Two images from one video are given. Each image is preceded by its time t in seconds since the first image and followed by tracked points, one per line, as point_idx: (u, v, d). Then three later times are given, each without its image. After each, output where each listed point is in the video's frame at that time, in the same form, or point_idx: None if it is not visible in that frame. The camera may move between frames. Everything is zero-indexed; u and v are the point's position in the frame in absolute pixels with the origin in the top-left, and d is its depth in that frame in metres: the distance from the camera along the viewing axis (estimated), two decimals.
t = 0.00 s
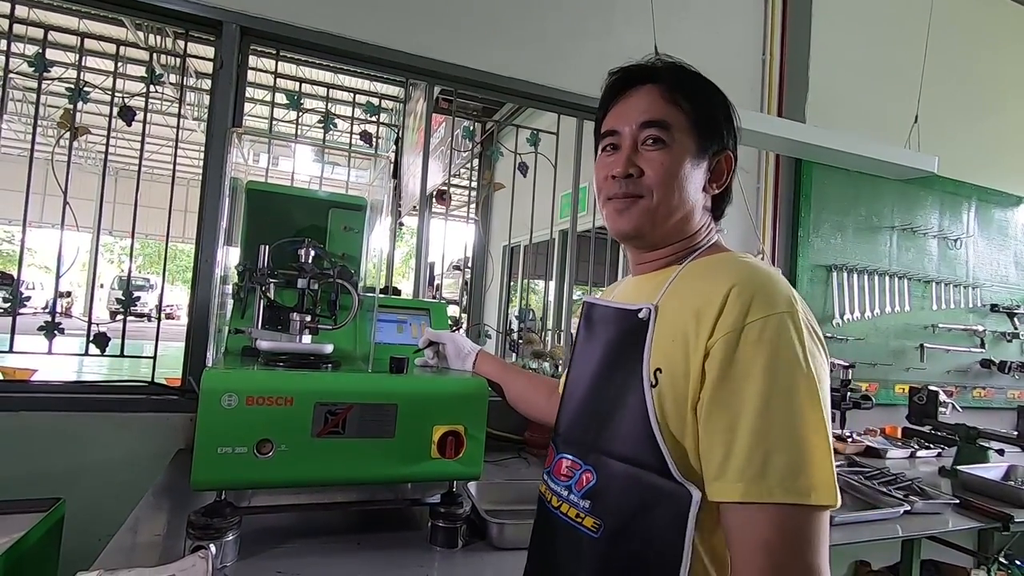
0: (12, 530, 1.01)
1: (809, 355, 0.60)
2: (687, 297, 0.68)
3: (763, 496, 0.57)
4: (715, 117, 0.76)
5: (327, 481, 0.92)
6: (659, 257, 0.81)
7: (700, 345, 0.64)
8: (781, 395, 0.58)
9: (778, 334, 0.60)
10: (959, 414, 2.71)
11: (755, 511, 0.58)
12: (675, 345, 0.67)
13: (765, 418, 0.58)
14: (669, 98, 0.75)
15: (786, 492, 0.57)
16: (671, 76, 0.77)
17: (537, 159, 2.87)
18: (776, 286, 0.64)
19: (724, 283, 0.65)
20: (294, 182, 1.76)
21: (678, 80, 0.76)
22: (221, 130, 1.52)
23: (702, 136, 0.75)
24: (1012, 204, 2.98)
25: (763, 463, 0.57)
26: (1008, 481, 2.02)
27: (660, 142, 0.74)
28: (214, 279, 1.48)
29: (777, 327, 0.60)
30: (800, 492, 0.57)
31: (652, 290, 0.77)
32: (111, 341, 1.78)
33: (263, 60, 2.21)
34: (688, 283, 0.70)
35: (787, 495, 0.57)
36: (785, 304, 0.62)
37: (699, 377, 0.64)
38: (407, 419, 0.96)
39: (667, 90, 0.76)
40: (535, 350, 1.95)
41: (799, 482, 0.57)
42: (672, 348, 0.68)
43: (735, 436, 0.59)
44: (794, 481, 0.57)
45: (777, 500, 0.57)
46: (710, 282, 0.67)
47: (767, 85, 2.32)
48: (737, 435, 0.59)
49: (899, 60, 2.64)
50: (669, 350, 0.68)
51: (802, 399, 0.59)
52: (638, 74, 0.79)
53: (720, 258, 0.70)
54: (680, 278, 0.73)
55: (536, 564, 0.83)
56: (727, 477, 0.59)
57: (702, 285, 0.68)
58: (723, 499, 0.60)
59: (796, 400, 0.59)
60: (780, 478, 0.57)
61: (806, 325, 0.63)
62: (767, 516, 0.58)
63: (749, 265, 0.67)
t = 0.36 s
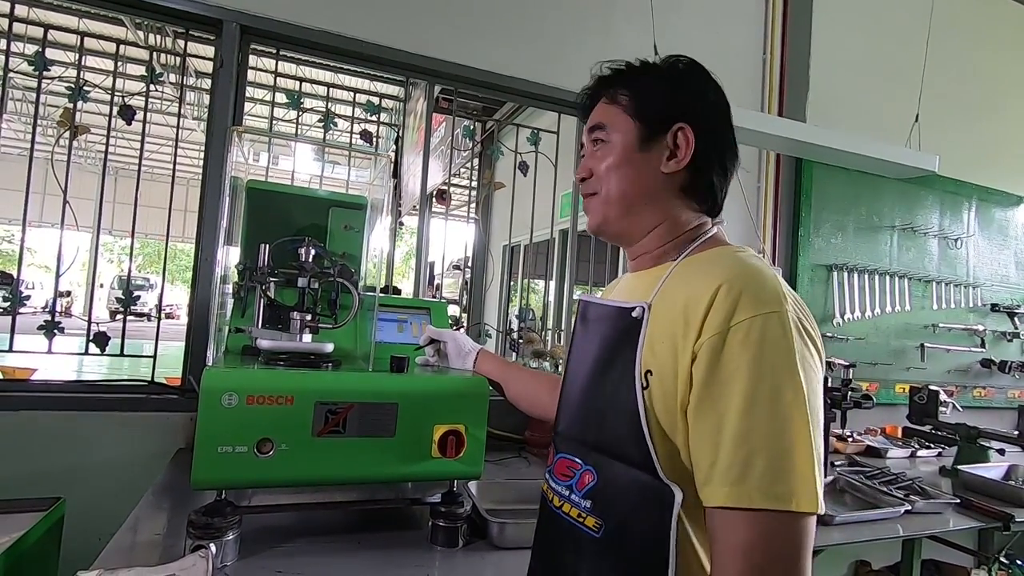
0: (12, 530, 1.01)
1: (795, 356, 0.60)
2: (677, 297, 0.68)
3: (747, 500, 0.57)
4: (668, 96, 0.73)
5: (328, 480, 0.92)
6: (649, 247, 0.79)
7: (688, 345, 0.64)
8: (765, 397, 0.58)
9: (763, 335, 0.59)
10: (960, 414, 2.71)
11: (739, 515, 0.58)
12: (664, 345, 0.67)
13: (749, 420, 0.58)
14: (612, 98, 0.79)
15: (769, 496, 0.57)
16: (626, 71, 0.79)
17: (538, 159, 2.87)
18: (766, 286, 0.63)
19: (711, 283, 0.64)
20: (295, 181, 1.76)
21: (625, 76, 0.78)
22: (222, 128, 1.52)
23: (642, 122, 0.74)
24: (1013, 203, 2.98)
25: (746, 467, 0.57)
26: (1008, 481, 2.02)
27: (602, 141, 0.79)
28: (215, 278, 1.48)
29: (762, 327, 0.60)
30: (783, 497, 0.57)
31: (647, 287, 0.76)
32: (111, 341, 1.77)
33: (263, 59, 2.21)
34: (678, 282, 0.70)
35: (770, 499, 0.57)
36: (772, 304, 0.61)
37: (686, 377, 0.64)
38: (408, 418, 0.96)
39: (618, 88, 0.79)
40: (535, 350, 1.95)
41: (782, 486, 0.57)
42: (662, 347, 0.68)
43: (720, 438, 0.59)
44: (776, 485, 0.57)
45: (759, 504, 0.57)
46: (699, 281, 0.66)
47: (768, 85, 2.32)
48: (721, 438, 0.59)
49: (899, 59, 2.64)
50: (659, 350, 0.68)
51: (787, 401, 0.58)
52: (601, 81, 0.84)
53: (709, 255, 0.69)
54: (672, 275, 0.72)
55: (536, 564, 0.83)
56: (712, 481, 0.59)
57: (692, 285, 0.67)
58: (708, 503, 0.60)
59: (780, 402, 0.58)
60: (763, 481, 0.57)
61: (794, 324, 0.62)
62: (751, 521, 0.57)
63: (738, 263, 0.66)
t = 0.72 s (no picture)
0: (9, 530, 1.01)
1: (795, 373, 0.60)
2: (678, 310, 0.68)
3: (744, 520, 0.57)
4: (673, 99, 0.73)
5: (327, 480, 0.92)
6: (655, 251, 0.79)
7: (688, 359, 0.64)
8: (764, 414, 0.58)
9: (763, 352, 0.59)
10: (957, 414, 2.71)
11: (736, 533, 0.58)
12: (665, 358, 0.67)
13: (748, 438, 0.58)
14: (622, 101, 0.80)
15: (766, 515, 0.57)
16: (637, 74, 0.79)
17: (537, 159, 2.87)
18: (767, 300, 0.63)
19: (711, 297, 0.64)
20: (293, 180, 1.75)
21: (636, 79, 0.79)
22: (221, 127, 1.52)
23: (647, 124, 0.75)
24: (1011, 204, 2.98)
25: (743, 485, 0.57)
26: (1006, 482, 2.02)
27: (609, 143, 0.80)
28: (212, 277, 1.48)
29: (762, 344, 0.59)
30: (779, 515, 0.57)
31: (651, 295, 0.76)
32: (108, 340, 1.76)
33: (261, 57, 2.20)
34: (679, 296, 0.70)
35: (765, 518, 0.57)
36: (773, 319, 0.61)
37: (686, 392, 0.64)
38: (406, 419, 0.96)
39: (629, 92, 0.79)
40: (534, 350, 1.95)
41: (778, 504, 0.57)
42: (663, 360, 0.68)
43: (717, 455, 0.59)
44: (773, 503, 0.57)
45: (755, 523, 0.57)
46: (700, 295, 0.66)
47: (767, 85, 2.32)
48: (720, 455, 0.59)
49: (898, 60, 2.65)
50: (660, 363, 0.68)
51: (787, 417, 0.58)
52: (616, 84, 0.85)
53: (712, 266, 0.69)
54: (674, 287, 0.72)
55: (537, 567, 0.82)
56: (710, 498, 0.59)
57: (692, 298, 0.67)
58: (706, 519, 0.60)
59: (778, 420, 0.58)
60: (759, 500, 0.57)
61: (795, 340, 0.61)
62: (747, 539, 0.57)
63: (739, 277, 0.66)
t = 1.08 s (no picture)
0: (8, 529, 1.01)
1: (806, 366, 0.60)
2: (689, 304, 0.68)
3: (755, 509, 0.58)
4: (674, 99, 0.74)
5: (327, 479, 0.92)
6: (656, 248, 0.80)
7: (700, 352, 0.64)
8: (775, 405, 0.59)
9: (775, 345, 0.60)
10: (954, 415, 2.73)
11: (746, 523, 0.58)
12: (676, 352, 0.68)
13: (760, 429, 0.58)
14: (625, 104, 0.81)
15: (773, 505, 0.58)
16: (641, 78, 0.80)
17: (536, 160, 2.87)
18: (778, 295, 0.63)
19: (723, 290, 0.65)
20: (292, 181, 1.76)
21: (639, 83, 0.81)
22: (220, 128, 1.52)
23: (648, 124, 0.76)
24: (1007, 206, 3.00)
25: (754, 474, 0.58)
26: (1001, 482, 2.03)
27: (612, 144, 0.81)
28: (211, 276, 1.48)
29: (775, 337, 0.60)
30: (788, 505, 0.58)
31: (656, 294, 0.76)
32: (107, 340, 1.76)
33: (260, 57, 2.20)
34: (690, 290, 0.70)
35: (776, 507, 0.58)
36: (785, 313, 0.61)
37: (697, 385, 0.64)
38: (406, 418, 0.96)
39: (632, 95, 0.81)
40: (532, 350, 1.96)
41: (788, 494, 0.58)
42: (673, 355, 0.68)
43: (728, 446, 0.60)
44: (782, 493, 0.58)
45: (765, 513, 0.58)
46: (712, 289, 0.67)
47: (764, 87, 2.32)
48: (731, 446, 0.59)
49: (895, 62, 2.66)
50: (671, 357, 0.68)
51: (796, 409, 0.59)
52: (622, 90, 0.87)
53: (722, 264, 0.70)
54: (683, 283, 0.72)
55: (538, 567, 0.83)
56: (717, 488, 0.59)
57: (704, 292, 0.67)
58: (712, 509, 0.60)
59: (788, 412, 0.59)
60: (770, 490, 0.58)
61: (806, 334, 0.62)
62: (756, 529, 0.58)
63: (750, 272, 0.66)
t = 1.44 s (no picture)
0: (6, 530, 1.01)
1: (799, 366, 0.61)
2: (687, 303, 0.69)
3: (742, 505, 0.58)
4: (681, 110, 0.74)
5: (325, 480, 0.93)
6: (659, 256, 0.80)
7: (696, 351, 0.65)
8: (766, 403, 0.59)
9: (769, 344, 0.60)
10: (951, 417, 2.73)
11: (732, 518, 0.58)
12: (673, 351, 0.68)
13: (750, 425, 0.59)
14: (632, 112, 0.81)
15: (762, 500, 0.58)
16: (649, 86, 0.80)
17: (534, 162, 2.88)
18: (774, 296, 0.64)
19: (720, 290, 0.65)
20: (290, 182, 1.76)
21: (647, 92, 0.81)
22: (219, 129, 1.52)
23: (654, 135, 0.76)
24: (1004, 208, 3.01)
25: (742, 470, 0.58)
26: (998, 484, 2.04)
27: (618, 153, 0.82)
28: (209, 276, 1.48)
29: (769, 336, 0.60)
30: (776, 502, 0.58)
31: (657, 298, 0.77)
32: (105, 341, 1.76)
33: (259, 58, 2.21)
34: (689, 290, 0.70)
35: (763, 504, 0.58)
36: (780, 313, 0.62)
37: (692, 382, 0.64)
38: (404, 419, 0.96)
39: (639, 103, 0.81)
40: (530, 352, 1.96)
41: (775, 491, 0.58)
42: (671, 354, 0.68)
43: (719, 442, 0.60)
44: (769, 490, 0.58)
45: (752, 509, 0.58)
46: (709, 289, 0.67)
47: (762, 89, 2.33)
48: (721, 442, 0.60)
49: (893, 65, 2.67)
50: (668, 356, 0.69)
51: (788, 408, 0.59)
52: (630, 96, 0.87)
53: (722, 267, 0.70)
54: (683, 287, 0.72)
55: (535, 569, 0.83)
56: (707, 481, 0.60)
57: (701, 292, 0.68)
58: (702, 503, 0.61)
59: (779, 410, 0.59)
60: (757, 486, 0.58)
61: (800, 335, 0.63)
62: (742, 525, 0.58)
63: (749, 274, 0.67)
